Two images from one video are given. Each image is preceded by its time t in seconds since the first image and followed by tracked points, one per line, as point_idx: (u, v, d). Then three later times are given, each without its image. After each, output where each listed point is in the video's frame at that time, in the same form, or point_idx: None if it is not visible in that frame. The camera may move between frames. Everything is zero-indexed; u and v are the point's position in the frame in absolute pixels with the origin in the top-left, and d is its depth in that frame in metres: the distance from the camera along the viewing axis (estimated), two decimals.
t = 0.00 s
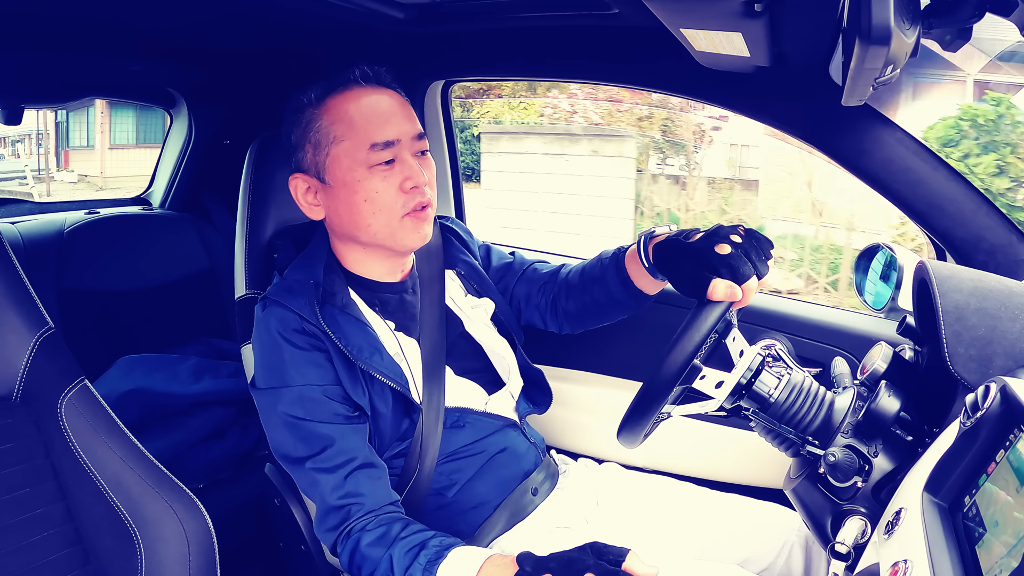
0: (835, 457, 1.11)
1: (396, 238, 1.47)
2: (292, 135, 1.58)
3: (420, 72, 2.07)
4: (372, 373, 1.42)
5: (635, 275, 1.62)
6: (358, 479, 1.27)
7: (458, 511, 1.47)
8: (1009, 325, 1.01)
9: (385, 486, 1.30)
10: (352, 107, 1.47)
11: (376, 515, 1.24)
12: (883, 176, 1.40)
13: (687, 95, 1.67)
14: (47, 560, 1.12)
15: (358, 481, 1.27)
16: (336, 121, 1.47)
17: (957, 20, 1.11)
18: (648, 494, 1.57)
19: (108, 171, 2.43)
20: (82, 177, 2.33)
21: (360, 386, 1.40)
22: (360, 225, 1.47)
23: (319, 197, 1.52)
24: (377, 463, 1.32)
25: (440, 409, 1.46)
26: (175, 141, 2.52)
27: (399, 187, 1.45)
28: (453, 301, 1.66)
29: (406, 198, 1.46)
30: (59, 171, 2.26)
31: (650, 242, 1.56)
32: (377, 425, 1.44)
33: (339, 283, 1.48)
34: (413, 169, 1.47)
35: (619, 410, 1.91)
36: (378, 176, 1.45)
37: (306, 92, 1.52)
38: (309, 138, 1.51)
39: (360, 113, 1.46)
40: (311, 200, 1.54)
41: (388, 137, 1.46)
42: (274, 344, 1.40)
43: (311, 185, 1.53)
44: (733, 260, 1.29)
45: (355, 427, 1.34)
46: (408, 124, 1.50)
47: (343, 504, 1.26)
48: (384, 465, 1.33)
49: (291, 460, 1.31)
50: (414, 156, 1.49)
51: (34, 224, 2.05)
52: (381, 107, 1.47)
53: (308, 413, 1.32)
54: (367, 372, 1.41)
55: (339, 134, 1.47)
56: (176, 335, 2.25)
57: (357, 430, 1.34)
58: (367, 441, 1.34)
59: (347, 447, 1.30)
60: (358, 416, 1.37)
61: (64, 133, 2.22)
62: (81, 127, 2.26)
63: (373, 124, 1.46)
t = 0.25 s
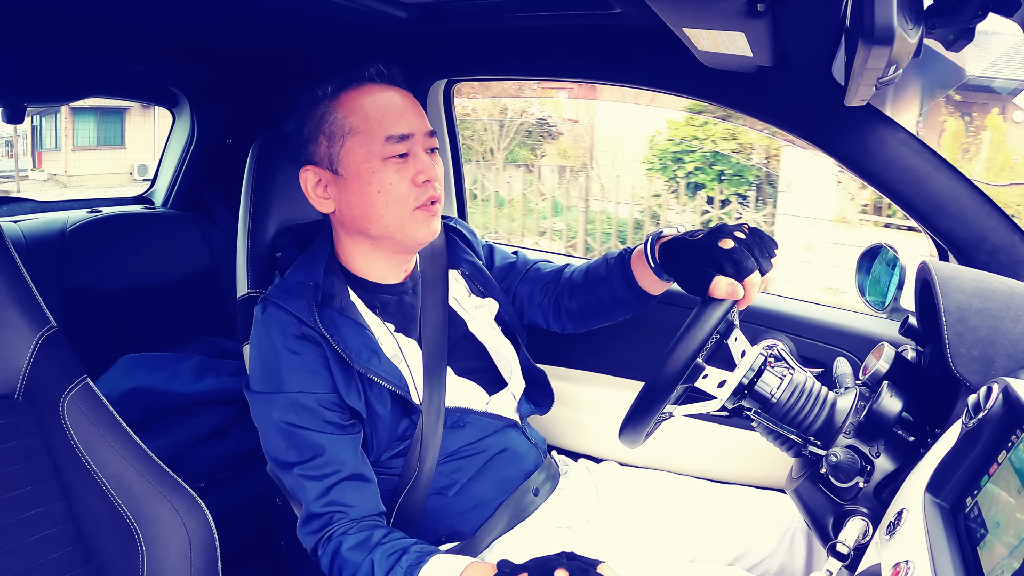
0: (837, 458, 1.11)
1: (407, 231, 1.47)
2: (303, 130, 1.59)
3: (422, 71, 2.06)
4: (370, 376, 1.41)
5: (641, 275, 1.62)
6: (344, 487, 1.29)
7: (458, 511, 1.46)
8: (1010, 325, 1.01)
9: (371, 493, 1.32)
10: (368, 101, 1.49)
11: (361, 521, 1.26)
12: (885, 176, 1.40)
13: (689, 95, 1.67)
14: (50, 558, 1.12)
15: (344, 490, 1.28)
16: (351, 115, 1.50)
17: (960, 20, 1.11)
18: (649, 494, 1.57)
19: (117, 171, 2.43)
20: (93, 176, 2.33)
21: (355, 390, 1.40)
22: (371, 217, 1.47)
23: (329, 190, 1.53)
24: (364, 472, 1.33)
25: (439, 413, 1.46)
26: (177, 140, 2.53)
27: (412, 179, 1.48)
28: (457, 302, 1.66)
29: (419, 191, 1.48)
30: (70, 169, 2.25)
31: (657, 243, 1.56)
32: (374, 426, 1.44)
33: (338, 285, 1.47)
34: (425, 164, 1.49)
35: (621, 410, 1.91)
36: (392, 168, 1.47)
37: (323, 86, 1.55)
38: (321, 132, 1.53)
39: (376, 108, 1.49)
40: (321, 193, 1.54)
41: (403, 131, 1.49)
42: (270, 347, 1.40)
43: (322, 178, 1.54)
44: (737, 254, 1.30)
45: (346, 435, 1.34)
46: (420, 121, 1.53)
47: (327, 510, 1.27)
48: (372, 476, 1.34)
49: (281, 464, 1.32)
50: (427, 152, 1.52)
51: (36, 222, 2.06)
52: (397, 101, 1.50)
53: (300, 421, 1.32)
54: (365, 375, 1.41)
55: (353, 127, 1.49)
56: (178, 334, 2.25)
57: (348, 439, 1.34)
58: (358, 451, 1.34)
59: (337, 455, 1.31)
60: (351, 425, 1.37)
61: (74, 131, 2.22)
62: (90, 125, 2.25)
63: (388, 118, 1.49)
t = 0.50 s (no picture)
0: (839, 457, 1.11)
1: (416, 229, 1.47)
2: (311, 127, 1.59)
3: (425, 71, 2.07)
4: (371, 379, 1.42)
5: (652, 271, 1.61)
6: (328, 498, 1.29)
7: (460, 510, 1.47)
8: (1013, 325, 1.01)
9: (355, 505, 1.32)
10: (380, 99, 1.49)
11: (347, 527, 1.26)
12: (888, 176, 1.40)
13: (692, 94, 1.66)
14: (52, 556, 1.12)
15: (328, 500, 1.28)
16: (363, 113, 1.50)
17: (962, 19, 1.11)
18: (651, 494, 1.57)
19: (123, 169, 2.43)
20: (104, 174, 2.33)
21: (354, 393, 1.40)
22: (380, 216, 1.48)
23: (338, 187, 1.54)
24: (349, 484, 1.32)
25: (443, 406, 1.47)
26: (180, 139, 2.53)
27: (421, 179, 1.48)
28: (462, 305, 1.66)
29: (428, 190, 1.48)
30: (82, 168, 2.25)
31: (670, 239, 1.55)
32: (374, 428, 1.44)
33: (341, 286, 1.48)
34: (434, 164, 1.49)
35: (623, 409, 1.91)
36: (403, 167, 1.47)
37: (335, 84, 1.55)
38: (332, 130, 1.53)
39: (388, 106, 1.49)
40: (330, 190, 1.55)
41: (415, 131, 1.49)
42: (268, 351, 1.40)
43: (332, 175, 1.54)
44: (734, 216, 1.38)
45: (339, 444, 1.34)
46: (431, 121, 1.53)
47: (310, 518, 1.27)
48: (359, 489, 1.34)
49: (269, 468, 1.33)
50: (437, 152, 1.52)
51: (40, 221, 2.06)
52: (410, 101, 1.51)
53: (291, 429, 1.33)
54: (366, 378, 1.41)
55: (365, 125, 1.49)
56: (181, 333, 2.25)
57: (340, 448, 1.34)
58: (350, 461, 1.34)
59: (324, 464, 1.31)
60: (347, 435, 1.36)
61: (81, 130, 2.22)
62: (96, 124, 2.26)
63: (400, 117, 1.49)
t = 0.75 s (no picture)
0: (840, 461, 1.11)
1: (415, 243, 1.48)
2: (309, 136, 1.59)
3: (426, 73, 2.07)
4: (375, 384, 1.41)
5: (652, 309, 1.67)
6: (332, 504, 1.28)
7: (462, 513, 1.47)
8: (1014, 328, 1.01)
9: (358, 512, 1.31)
10: (377, 114, 1.49)
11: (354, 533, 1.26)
12: (891, 179, 1.40)
13: (693, 97, 1.67)
14: (52, 558, 1.11)
15: (332, 506, 1.28)
16: (360, 128, 1.50)
17: (963, 23, 1.11)
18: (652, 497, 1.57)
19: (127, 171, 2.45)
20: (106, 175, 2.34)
21: (358, 397, 1.40)
22: (378, 231, 1.48)
23: (336, 201, 1.54)
24: (352, 491, 1.32)
25: (445, 415, 1.46)
26: (182, 141, 2.54)
27: (419, 194, 1.47)
28: (466, 308, 1.66)
29: (426, 205, 1.48)
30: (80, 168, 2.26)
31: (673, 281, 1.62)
32: (377, 432, 1.44)
33: (345, 291, 1.48)
34: (433, 179, 1.49)
35: (625, 412, 1.91)
36: (401, 183, 1.47)
37: (331, 95, 1.55)
38: (330, 143, 1.53)
39: (385, 121, 1.49)
40: (328, 204, 1.55)
41: (412, 145, 1.49)
42: (273, 354, 1.39)
43: (330, 190, 1.54)
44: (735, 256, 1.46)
45: (343, 450, 1.34)
46: (429, 134, 1.53)
47: (316, 523, 1.26)
48: (361, 495, 1.34)
49: (270, 471, 1.32)
50: (436, 166, 1.52)
51: (42, 223, 2.06)
52: (407, 115, 1.50)
53: (296, 433, 1.32)
54: (369, 382, 1.41)
55: (363, 141, 1.49)
56: (182, 335, 2.25)
57: (344, 454, 1.33)
58: (353, 467, 1.34)
59: (330, 470, 1.30)
60: (350, 441, 1.36)
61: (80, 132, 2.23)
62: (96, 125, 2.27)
63: (397, 132, 1.48)
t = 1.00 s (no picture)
0: (841, 461, 1.10)
1: (420, 238, 1.47)
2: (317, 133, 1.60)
3: (428, 72, 2.07)
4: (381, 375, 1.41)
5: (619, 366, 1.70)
6: (335, 498, 1.28)
7: (463, 510, 1.46)
8: (1015, 329, 1.01)
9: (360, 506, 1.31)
10: (383, 111, 1.49)
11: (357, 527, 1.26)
12: (892, 179, 1.39)
13: (695, 96, 1.67)
14: (53, 556, 1.11)
15: (336, 500, 1.27)
16: (366, 124, 1.49)
17: (964, 23, 1.11)
18: (652, 496, 1.57)
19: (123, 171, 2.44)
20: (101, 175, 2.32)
21: (364, 388, 1.40)
22: (385, 226, 1.47)
23: (343, 195, 1.53)
24: (356, 485, 1.32)
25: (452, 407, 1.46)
26: (182, 141, 2.53)
27: (424, 189, 1.47)
28: (468, 305, 1.67)
29: (431, 200, 1.47)
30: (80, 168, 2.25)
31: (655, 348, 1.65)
32: (382, 424, 1.44)
33: (350, 283, 1.48)
34: (438, 173, 1.49)
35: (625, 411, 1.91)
36: (406, 177, 1.47)
37: (339, 92, 1.55)
38: (337, 139, 1.53)
39: (392, 117, 1.49)
40: (335, 199, 1.54)
41: (418, 140, 1.49)
42: (279, 346, 1.39)
43: (337, 185, 1.54)
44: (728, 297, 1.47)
45: (347, 444, 1.33)
46: (434, 129, 1.53)
47: (318, 517, 1.26)
48: (364, 489, 1.33)
49: (273, 463, 1.31)
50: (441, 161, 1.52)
51: (43, 221, 2.06)
52: (413, 111, 1.51)
53: (303, 426, 1.31)
54: (375, 373, 1.42)
55: (369, 136, 1.49)
56: (183, 333, 2.25)
57: (348, 448, 1.33)
58: (357, 461, 1.33)
59: (335, 463, 1.30)
60: (354, 436, 1.35)
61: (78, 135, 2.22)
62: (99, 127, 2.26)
63: (403, 127, 1.48)
